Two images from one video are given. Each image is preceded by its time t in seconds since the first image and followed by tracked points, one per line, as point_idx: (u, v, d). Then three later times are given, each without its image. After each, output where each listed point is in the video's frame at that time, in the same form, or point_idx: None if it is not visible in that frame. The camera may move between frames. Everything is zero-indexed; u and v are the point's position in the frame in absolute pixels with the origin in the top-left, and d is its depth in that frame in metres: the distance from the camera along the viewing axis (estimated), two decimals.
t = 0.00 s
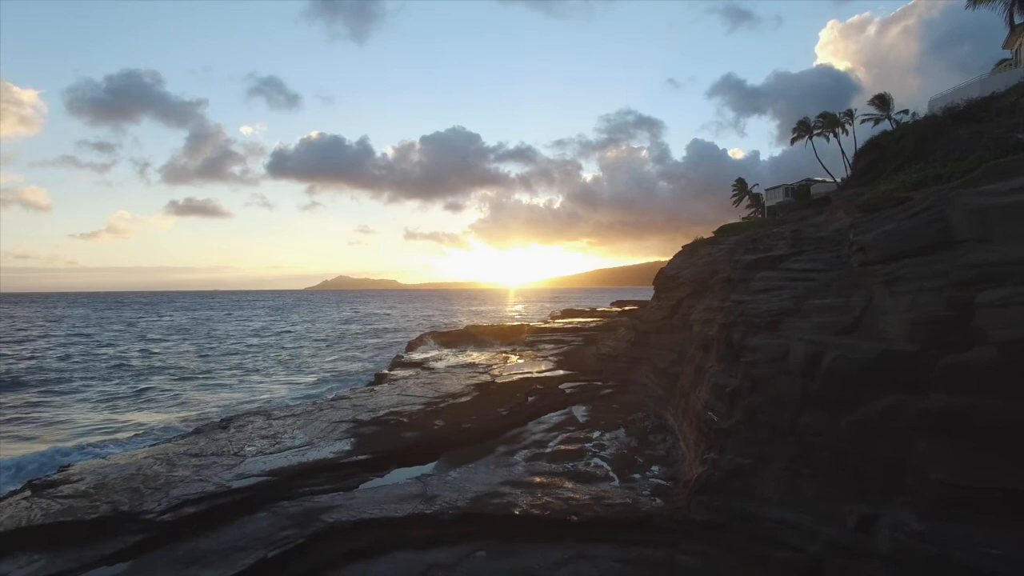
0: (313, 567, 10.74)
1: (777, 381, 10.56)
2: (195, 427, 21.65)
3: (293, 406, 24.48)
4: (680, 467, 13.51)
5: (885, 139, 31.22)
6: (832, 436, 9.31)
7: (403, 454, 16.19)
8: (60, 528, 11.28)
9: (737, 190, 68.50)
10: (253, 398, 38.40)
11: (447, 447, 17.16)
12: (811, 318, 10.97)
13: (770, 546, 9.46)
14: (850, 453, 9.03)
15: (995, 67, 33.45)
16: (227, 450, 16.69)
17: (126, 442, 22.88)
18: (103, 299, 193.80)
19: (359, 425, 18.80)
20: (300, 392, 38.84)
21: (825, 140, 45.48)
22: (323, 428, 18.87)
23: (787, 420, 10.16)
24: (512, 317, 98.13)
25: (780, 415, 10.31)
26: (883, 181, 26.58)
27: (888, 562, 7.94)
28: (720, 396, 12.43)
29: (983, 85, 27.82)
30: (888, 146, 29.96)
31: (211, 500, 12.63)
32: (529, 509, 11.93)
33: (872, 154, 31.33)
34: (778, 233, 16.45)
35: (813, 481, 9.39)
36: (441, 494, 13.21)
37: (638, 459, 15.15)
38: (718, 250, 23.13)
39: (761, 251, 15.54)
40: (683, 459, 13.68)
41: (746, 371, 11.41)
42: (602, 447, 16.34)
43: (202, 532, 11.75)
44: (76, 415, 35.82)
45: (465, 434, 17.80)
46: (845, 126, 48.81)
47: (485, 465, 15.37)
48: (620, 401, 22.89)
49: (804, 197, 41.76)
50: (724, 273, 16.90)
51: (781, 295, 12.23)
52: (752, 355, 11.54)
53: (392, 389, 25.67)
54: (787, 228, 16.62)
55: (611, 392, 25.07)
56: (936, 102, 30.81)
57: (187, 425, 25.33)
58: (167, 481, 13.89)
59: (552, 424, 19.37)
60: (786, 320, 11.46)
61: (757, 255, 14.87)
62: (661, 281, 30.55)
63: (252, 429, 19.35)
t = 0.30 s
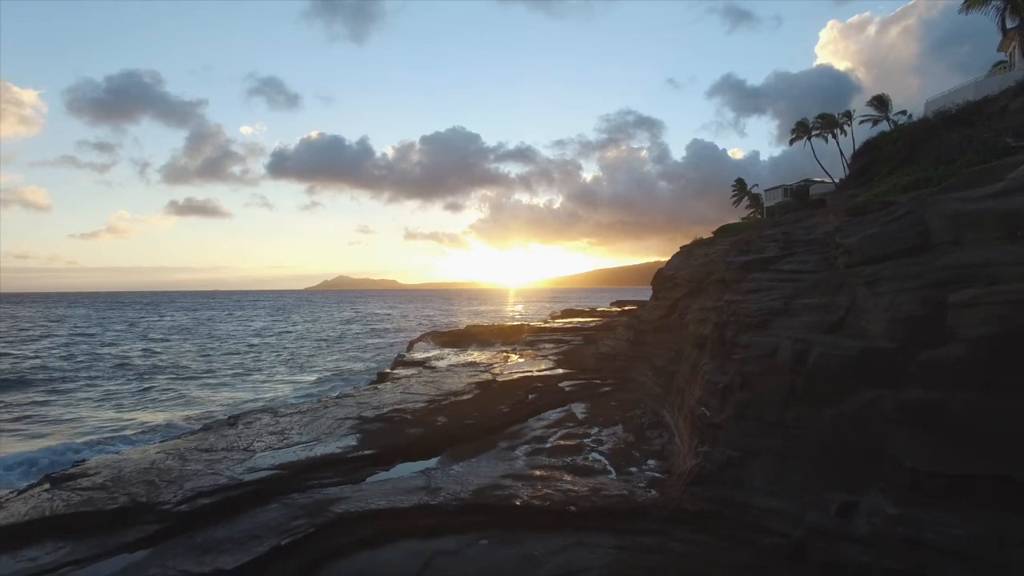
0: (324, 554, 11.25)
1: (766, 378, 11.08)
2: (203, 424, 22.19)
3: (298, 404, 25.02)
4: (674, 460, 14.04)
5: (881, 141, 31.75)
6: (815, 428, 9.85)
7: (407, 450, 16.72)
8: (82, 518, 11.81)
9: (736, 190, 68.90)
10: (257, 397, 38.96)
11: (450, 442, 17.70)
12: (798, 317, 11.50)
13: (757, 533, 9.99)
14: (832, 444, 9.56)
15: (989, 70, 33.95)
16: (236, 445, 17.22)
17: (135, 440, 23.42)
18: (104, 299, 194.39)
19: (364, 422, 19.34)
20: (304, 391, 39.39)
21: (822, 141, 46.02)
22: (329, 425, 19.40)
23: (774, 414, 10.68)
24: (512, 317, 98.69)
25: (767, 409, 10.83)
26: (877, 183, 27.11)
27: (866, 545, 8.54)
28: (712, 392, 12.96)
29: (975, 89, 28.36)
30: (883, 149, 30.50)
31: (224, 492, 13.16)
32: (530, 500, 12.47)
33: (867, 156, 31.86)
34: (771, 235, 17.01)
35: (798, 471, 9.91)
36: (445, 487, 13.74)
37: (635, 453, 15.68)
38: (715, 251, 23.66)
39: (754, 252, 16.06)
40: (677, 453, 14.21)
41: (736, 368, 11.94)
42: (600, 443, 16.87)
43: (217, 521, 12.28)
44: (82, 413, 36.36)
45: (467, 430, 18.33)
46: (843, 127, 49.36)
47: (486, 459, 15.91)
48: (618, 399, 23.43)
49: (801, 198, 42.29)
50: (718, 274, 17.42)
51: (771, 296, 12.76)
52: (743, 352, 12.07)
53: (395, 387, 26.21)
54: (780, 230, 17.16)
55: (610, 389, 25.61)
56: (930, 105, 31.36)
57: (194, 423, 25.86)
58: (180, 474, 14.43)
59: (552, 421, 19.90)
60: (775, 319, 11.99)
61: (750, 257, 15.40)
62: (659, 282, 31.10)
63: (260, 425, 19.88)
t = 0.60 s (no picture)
0: (330, 546, 11.61)
1: (759, 375, 11.43)
2: (209, 422, 22.53)
3: (302, 403, 25.37)
4: (671, 456, 14.39)
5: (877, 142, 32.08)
6: (807, 424, 10.19)
7: (410, 446, 17.07)
8: (95, 512, 12.16)
9: (736, 191, 69.23)
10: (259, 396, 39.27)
11: (452, 439, 18.04)
12: (790, 316, 11.86)
13: (750, 525, 10.33)
14: (823, 439, 9.91)
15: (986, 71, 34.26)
16: (242, 442, 17.57)
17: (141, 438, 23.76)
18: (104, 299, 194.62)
19: (367, 419, 19.70)
20: (306, 390, 39.71)
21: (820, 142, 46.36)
22: (333, 422, 19.75)
23: (767, 410, 11.03)
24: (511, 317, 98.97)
25: (761, 406, 11.18)
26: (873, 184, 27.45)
27: (855, 535, 8.90)
28: (708, 390, 13.30)
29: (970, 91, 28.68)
30: (880, 150, 30.81)
31: (232, 487, 13.51)
32: (530, 494, 12.83)
33: (864, 157, 32.19)
34: (767, 236, 17.35)
35: (789, 465, 10.26)
36: (447, 482, 14.09)
37: (633, 450, 16.02)
38: (712, 251, 24.02)
39: (750, 253, 16.41)
40: (674, 449, 14.55)
41: (731, 366, 12.28)
42: (598, 440, 17.22)
43: (226, 515, 12.64)
44: (86, 412, 36.67)
45: (468, 428, 18.68)
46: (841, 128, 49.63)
47: (488, 456, 16.26)
48: (617, 397, 23.78)
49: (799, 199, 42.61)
50: (715, 274, 17.76)
51: (765, 296, 13.11)
52: (737, 351, 12.41)
53: (397, 386, 26.57)
54: (776, 232, 17.48)
55: (609, 388, 25.97)
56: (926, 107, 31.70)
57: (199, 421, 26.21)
58: (189, 470, 14.77)
59: (552, 418, 20.25)
60: (769, 319, 12.33)
61: (746, 258, 15.76)
62: (658, 282, 31.45)
63: (264, 423, 20.23)
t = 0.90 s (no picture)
0: (337, 538, 11.96)
1: (752, 373, 11.80)
2: (214, 420, 22.90)
3: (305, 401, 25.74)
4: (668, 452, 14.75)
5: (874, 144, 32.43)
6: (798, 420, 10.53)
7: (413, 444, 17.44)
8: (108, 506, 12.52)
9: (736, 192, 69.64)
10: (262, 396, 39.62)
11: (454, 436, 18.40)
12: (784, 315, 12.21)
13: (743, 517, 10.65)
14: (813, 434, 10.25)
15: (982, 73, 34.58)
16: (248, 439, 17.92)
17: (147, 437, 24.12)
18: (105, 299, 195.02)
19: (370, 417, 20.07)
20: (308, 389, 40.04)
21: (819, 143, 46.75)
22: (336, 420, 20.10)
23: (761, 408, 11.36)
24: (512, 317, 99.42)
25: (755, 404, 11.52)
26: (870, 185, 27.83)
27: (843, 526, 9.22)
28: (704, 386, 13.64)
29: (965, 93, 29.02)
30: (877, 151, 31.15)
31: (240, 482, 13.87)
32: (530, 489, 13.19)
33: (862, 158, 32.52)
34: (763, 236, 17.70)
35: (781, 460, 10.60)
36: (450, 477, 14.46)
37: (631, 447, 16.36)
38: (710, 252, 24.37)
39: (746, 254, 16.76)
40: (671, 445, 14.90)
41: (726, 365, 12.61)
42: (598, 437, 17.57)
43: (234, 509, 12.99)
44: (91, 411, 37.05)
45: (470, 425, 19.05)
46: (840, 129, 49.93)
47: (489, 452, 16.64)
48: (616, 396, 24.15)
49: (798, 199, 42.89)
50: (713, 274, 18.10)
51: (759, 295, 13.46)
52: (733, 350, 12.73)
53: (400, 384, 26.94)
54: (772, 232, 17.82)
55: (608, 387, 26.34)
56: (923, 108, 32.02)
57: (204, 419, 26.57)
58: (197, 466, 15.14)
59: (552, 416, 20.60)
60: (762, 318, 12.70)
61: (741, 259, 16.11)
62: (657, 282, 31.82)
63: (270, 421, 20.60)
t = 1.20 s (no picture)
0: (343, 531, 12.30)
1: (746, 371, 12.14)
2: (219, 418, 23.23)
3: (308, 399, 26.08)
4: (665, 449, 15.10)
5: (872, 145, 32.72)
6: (790, 417, 10.88)
7: (415, 441, 17.77)
8: (120, 500, 12.86)
9: (735, 192, 69.95)
10: (264, 395, 39.94)
11: (455, 434, 18.73)
12: (777, 315, 12.55)
13: (737, 510, 11.00)
14: (804, 430, 10.61)
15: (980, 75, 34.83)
16: (254, 437, 18.26)
17: (153, 435, 24.46)
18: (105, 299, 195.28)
19: (373, 415, 20.41)
20: (310, 388, 40.35)
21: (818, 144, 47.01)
22: (340, 418, 20.44)
23: (755, 405, 11.71)
24: (512, 317, 99.72)
25: (749, 401, 11.86)
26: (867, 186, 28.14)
27: (833, 517, 9.58)
28: (700, 384, 13.97)
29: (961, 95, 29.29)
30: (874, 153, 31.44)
31: (248, 477, 14.21)
32: (530, 484, 13.53)
33: (859, 159, 32.80)
34: (759, 237, 18.03)
35: (774, 455, 10.95)
36: (452, 473, 14.80)
37: (629, 444, 16.70)
38: (708, 252, 24.70)
39: (742, 255, 17.08)
40: (668, 442, 15.25)
41: (721, 363, 12.94)
42: (597, 434, 17.91)
43: (242, 504, 13.33)
44: (95, 410, 37.38)
45: (471, 423, 19.39)
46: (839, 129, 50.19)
47: (490, 449, 16.99)
48: (615, 394, 24.49)
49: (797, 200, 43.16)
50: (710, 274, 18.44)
51: (754, 295, 13.79)
52: (728, 348, 13.06)
53: (402, 383, 27.29)
54: (768, 234, 18.14)
55: (607, 386, 26.68)
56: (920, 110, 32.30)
57: (209, 417, 26.91)
58: (205, 462, 15.48)
59: (552, 414, 20.94)
60: (756, 318, 13.03)
61: (737, 259, 16.44)
62: (656, 281, 32.16)
63: (274, 419, 20.94)
